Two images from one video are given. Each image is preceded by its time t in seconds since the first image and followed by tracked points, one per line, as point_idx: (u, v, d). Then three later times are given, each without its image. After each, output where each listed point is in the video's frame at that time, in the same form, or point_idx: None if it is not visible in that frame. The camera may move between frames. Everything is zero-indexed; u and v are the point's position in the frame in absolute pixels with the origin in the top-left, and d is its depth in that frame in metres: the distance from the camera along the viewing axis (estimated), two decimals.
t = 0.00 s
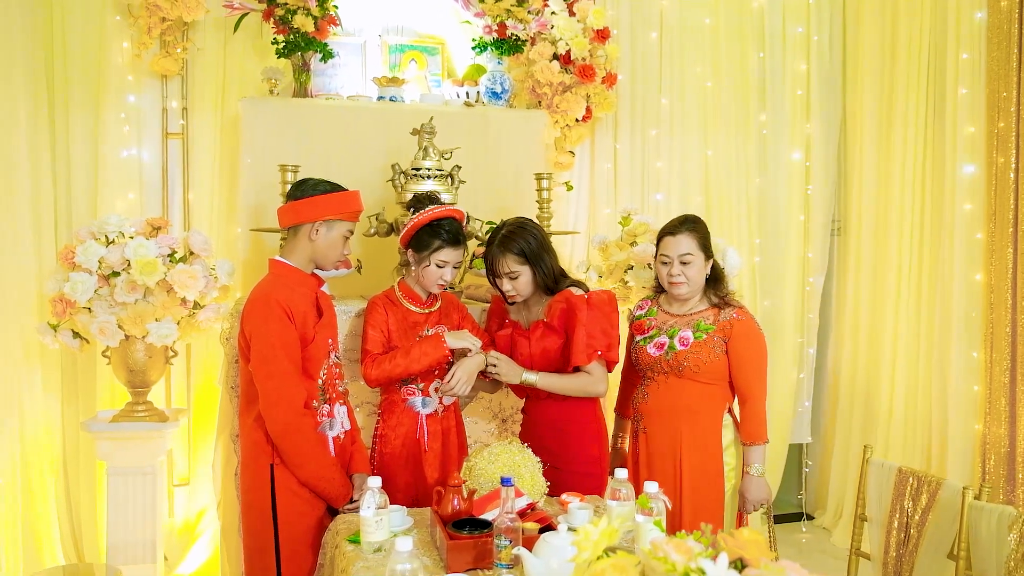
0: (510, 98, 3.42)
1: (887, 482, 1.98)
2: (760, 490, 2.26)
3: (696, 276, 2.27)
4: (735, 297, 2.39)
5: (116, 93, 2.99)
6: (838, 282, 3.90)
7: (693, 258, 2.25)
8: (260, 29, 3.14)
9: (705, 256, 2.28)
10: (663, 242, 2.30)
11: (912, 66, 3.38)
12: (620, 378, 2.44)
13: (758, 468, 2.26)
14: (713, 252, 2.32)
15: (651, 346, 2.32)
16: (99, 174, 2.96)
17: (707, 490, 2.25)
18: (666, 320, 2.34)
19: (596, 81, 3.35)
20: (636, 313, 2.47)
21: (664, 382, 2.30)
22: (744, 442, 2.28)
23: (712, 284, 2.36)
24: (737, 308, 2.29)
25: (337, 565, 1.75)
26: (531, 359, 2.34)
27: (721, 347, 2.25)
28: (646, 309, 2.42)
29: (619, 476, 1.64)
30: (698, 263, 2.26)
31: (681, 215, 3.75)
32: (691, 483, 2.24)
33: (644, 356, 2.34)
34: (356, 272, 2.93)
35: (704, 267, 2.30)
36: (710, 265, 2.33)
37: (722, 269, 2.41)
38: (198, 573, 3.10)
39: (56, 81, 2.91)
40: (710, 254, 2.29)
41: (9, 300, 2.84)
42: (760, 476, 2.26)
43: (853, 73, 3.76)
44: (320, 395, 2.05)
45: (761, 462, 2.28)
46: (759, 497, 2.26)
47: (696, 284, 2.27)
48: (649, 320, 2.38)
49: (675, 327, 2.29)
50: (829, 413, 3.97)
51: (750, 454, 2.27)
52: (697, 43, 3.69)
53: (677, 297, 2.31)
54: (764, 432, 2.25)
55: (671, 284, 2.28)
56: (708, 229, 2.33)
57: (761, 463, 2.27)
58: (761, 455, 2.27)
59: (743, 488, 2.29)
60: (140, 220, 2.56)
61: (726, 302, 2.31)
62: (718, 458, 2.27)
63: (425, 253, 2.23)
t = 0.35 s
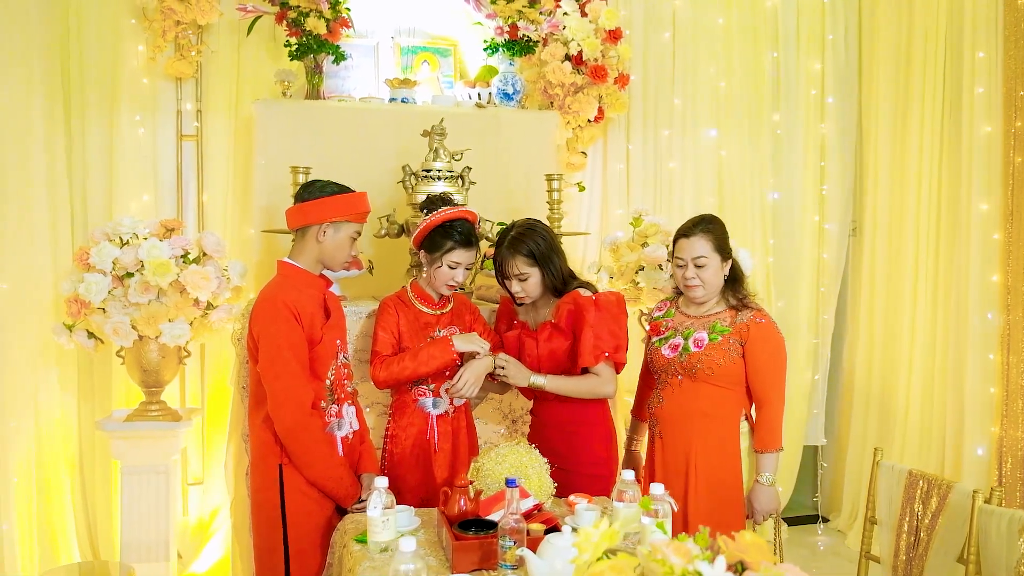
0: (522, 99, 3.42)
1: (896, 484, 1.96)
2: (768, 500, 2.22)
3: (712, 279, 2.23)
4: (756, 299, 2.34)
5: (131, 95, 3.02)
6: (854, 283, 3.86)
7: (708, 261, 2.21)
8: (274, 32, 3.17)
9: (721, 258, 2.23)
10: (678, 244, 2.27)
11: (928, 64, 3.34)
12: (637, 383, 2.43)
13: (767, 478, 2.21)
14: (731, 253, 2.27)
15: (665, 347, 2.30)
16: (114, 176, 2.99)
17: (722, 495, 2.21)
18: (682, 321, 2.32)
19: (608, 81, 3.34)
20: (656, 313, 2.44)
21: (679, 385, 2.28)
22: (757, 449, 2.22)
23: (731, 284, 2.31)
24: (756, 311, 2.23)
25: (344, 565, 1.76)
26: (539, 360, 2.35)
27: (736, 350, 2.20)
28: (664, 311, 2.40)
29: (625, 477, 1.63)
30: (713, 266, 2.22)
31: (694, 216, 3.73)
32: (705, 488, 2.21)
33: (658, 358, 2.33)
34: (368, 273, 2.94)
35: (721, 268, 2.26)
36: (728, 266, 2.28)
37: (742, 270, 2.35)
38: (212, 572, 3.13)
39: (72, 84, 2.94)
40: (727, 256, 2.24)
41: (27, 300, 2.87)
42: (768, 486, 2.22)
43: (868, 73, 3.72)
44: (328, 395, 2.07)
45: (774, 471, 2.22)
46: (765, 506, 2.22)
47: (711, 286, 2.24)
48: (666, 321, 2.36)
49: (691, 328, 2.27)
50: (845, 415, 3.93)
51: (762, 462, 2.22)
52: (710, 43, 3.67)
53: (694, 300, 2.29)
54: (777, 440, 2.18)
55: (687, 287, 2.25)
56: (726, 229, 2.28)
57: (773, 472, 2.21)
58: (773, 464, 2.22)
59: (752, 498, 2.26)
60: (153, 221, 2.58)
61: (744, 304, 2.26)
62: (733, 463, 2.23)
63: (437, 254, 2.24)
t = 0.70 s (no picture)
0: (529, 100, 3.43)
1: (900, 486, 1.95)
2: (783, 516, 2.01)
3: (732, 283, 2.08)
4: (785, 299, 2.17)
5: (141, 98, 3.05)
6: (864, 284, 3.83)
7: (726, 265, 2.06)
8: (281, 34, 3.19)
9: (743, 260, 2.08)
10: (696, 246, 2.11)
11: (938, 63, 3.31)
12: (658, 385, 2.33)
13: (782, 494, 2.02)
14: (754, 253, 2.10)
15: (685, 349, 2.18)
16: (124, 178, 3.02)
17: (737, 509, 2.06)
18: (703, 323, 2.18)
19: (615, 82, 3.34)
20: (679, 311, 2.31)
21: (696, 390, 2.14)
22: (775, 463, 2.05)
23: (755, 284, 2.15)
24: (782, 316, 2.07)
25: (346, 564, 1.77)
26: (542, 361, 2.35)
27: (758, 357, 2.06)
28: (687, 309, 2.27)
29: (624, 479, 1.63)
30: (733, 270, 2.07)
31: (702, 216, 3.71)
32: (718, 501, 2.06)
33: (677, 360, 2.20)
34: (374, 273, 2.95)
35: (743, 270, 2.10)
36: (752, 267, 2.12)
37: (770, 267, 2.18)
38: (220, 570, 3.15)
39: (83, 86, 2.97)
40: (748, 257, 2.08)
41: (37, 300, 2.90)
42: (783, 503, 2.02)
43: (879, 72, 3.69)
44: (330, 395, 2.08)
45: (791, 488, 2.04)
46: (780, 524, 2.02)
47: (732, 291, 2.09)
48: (687, 321, 2.23)
49: (711, 331, 2.13)
50: (854, 416, 3.90)
51: (778, 477, 2.04)
52: (719, 43, 3.66)
53: (715, 303, 2.15)
54: (797, 454, 2.02)
55: (706, 292, 2.11)
56: (748, 227, 2.11)
57: (790, 488, 2.03)
58: (790, 478, 2.04)
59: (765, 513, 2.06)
60: (161, 222, 2.61)
61: (770, 308, 2.10)
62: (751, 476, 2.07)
63: (442, 255, 2.24)
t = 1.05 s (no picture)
0: (535, 101, 3.43)
1: (902, 488, 1.94)
2: (793, 530, 1.91)
3: (746, 286, 2.01)
4: (807, 308, 2.07)
5: (149, 100, 3.08)
6: (871, 285, 3.81)
7: (740, 268, 1.99)
8: (288, 36, 3.21)
9: (759, 263, 2.00)
10: (713, 246, 2.06)
11: (946, 64, 3.29)
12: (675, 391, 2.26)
13: (792, 507, 1.91)
14: (773, 256, 2.02)
15: (697, 353, 2.12)
16: (132, 179, 3.05)
17: (742, 521, 1.97)
18: (719, 327, 2.12)
19: (620, 83, 3.35)
20: (699, 313, 2.25)
21: (708, 396, 2.08)
22: (786, 475, 1.95)
23: (775, 289, 2.06)
24: (798, 324, 1.98)
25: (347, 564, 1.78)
26: (545, 362, 2.36)
27: (770, 365, 1.98)
28: (706, 311, 2.21)
29: (625, 480, 1.64)
30: (748, 273, 2.00)
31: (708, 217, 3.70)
32: (724, 511, 1.99)
33: (690, 364, 2.15)
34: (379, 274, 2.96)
35: (760, 274, 2.03)
36: (770, 271, 2.04)
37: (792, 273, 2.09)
38: (226, 569, 3.17)
39: (92, 88, 3.00)
40: (766, 261, 2.01)
41: (46, 301, 2.93)
42: (793, 516, 1.91)
43: (887, 72, 3.67)
44: (333, 396, 2.09)
45: (802, 503, 1.92)
46: (790, 537, 1.91)
47: (747, 294, 2.02)
48: (704, 324, 2.17)
49: (725, 336, 2.07)
50: (861, 418, 3.88)
51: (788, 490, 1.93)
52: (725, 43, 3.66)
53: (730, 307, 2.09)
54: (808, 467, 1.91)
55: (720, 293, 2.06)
56: (769, 230, 2.03)
57: (800, 502, 1.91)
58: (802, 493, 1.92)
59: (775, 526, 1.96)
60: (168, 224, 2.63)
61: (786, 315, 2.01)
62: (760, 489, 1.98)
63: (445, 257, 2.25)
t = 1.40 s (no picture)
0: (539, 102, 3.44)
1: (900, 491, 1.94)
2: (793, 538, 1.84)
3: (747, 287, 1.96)
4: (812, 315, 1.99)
5: (156, 102, 3.11)
6: (876, 286, 3.80)
7: (741, 268, 1.94)
8: (293, 39, 3.23)
9: (762, 266, 1.95)
10: (720, 246, 2.02)
11: (952, 64, 3.28)
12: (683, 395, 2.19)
13: (792, 515, 1.83)
14: (778, 260, 1.96)
15: (702, 357, 2.07)
16: (139, 181, 3.08)
17: (741, 529, 1.91)
18: (724, 330, 2.06)
19: (624, 84, 3.35)
20: (711, 317, 2.20)
21: (711, 400, 2.03)
22: (787, 482, 1.87)
23: (781, 295, 1.99)
24: (800, 330, 1.90)
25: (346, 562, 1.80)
26: (546, 362, 2.37)
27: (771, 370, 1.91)
28: (716, 315, 2.16)
29: (622, 481, 1.65)
30: (749, 274, 1.94)
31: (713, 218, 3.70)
32: (724, 517, 1.93)
33: (696, 368, 2.09)
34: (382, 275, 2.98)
35: (764, 277, 1.97)
36: (776, 275, 1.97)
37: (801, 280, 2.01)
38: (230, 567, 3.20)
39: (99, 91, 3.03)
40: (770, 264, 1.95)
41: (53, 301, 2.96)
42: (793, 524, 1.83)
43: (892, 72, 3.66)
44: (333, 396, 2.11)
45: (803, 510, 1.85)
46: (789, 546, 1.84)
47: (747, 296, 1.97)
48: (712, 327, 2.12)
49: (728, 340, 2.01)
50: (867, 420, 3.86)
51: (789, 497, 1.85)
52: (729, 44, 3.65)
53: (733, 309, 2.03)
54: (809, 474, 1.84)
55: (721, 292, 2.01)
56: (778, 234, 1.97)
57: (801, 510, 1.84)
58: (803, 501, 1.84)
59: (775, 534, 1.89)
60: (173, 225, 2.65)
61: (787, 320, 1.93)
62: (761, 497, 1.91)
63: (445, 258, 2.26)
